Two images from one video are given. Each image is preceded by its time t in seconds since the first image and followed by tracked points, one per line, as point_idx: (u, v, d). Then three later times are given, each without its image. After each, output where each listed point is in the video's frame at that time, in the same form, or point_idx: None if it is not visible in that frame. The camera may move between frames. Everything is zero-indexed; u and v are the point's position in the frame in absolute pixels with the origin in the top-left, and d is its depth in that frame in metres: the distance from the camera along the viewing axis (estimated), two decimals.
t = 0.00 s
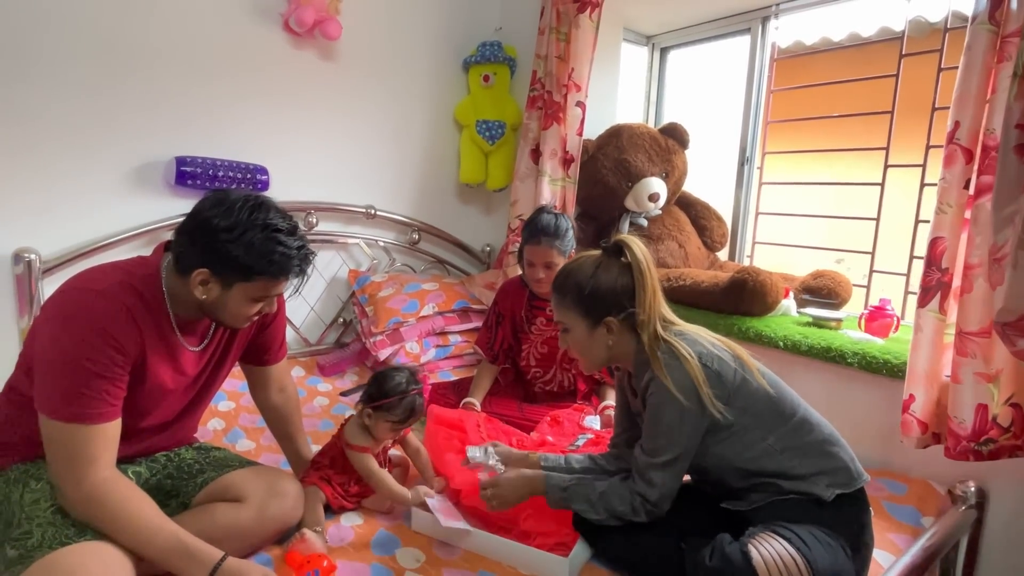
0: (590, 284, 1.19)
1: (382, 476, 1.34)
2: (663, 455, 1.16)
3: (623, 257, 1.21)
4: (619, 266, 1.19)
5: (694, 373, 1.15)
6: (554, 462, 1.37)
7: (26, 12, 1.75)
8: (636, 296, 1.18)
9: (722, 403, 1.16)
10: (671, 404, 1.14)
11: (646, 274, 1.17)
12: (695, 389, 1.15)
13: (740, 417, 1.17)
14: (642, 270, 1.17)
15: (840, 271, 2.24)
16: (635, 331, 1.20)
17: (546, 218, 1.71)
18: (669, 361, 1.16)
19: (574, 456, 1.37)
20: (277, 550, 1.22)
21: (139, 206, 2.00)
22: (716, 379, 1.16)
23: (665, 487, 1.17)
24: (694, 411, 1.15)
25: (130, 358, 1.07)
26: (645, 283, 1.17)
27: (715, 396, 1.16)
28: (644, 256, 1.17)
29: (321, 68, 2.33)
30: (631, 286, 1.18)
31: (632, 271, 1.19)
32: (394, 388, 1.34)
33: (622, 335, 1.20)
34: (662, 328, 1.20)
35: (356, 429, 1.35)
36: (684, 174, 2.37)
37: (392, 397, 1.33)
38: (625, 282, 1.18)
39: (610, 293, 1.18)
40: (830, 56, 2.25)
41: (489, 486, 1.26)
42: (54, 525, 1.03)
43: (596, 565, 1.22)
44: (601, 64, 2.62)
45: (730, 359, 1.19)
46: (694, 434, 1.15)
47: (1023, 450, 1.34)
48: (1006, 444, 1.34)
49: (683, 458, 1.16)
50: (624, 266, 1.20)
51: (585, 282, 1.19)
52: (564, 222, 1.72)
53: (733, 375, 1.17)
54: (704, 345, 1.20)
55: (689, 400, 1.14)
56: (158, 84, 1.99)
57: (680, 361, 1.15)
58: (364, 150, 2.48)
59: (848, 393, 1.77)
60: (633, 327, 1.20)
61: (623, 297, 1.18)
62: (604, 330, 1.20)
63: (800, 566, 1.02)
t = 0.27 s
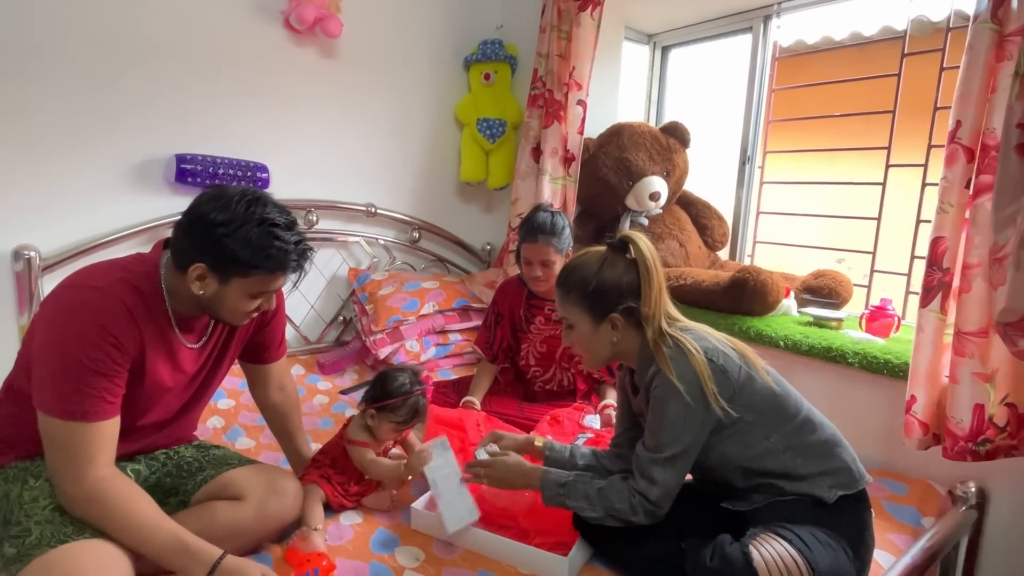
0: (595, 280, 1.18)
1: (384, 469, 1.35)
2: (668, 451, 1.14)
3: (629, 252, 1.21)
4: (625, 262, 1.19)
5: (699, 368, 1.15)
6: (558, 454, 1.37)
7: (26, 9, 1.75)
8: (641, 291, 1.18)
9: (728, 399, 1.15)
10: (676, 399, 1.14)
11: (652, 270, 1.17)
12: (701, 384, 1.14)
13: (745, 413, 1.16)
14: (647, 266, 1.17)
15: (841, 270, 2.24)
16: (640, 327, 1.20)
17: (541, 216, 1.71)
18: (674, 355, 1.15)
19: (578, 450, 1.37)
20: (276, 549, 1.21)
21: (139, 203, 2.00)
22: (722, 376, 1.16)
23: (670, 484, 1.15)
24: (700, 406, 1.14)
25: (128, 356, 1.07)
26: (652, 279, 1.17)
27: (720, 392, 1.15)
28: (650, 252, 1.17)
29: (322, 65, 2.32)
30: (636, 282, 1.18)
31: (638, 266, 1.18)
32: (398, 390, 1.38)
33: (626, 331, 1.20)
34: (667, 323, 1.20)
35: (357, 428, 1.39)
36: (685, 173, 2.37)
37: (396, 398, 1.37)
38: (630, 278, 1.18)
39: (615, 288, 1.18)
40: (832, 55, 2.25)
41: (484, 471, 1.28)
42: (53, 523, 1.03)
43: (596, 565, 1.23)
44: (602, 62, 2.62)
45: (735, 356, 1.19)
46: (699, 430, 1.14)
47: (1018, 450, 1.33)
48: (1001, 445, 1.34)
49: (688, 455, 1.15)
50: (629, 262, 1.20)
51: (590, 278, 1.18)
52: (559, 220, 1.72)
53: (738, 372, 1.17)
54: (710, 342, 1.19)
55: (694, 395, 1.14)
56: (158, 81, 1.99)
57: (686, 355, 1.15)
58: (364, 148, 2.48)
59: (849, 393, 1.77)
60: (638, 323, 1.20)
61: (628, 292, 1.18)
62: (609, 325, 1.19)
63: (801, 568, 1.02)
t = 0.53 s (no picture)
0: (605, 275, 1.17)
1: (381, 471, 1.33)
2: (674, 449, 1.13)
3: (638, 248, 1.20)
4: (634, 257, 1.18)
5: (711, 366, 1.13)
6: (559, 444, 1.38)
7: (24, 5, 1.74)
8: (651, 288, 1.17)
9: (736, 399, 1.14)
10: (682, 397, 1.13)
11: (662, 265, 1.15)
12: (709, 383, 1.13)
13: (753, 413, 1.15)
14: (659, 262, 1.15)
15: (842, 270, 2.23)
16: (650, 323, 1.19)
17: (538, 213, 1.69)
18: (683, 352, 1.15)
19: (580, 442, 1.38)
20: (275, 548, 1.21)
21: (137, 200, 1.99)
22: (731, 376, 1.14)
23: (675, 483, 1.14)
24: (708, 405, 1.13)
25: (125, 353, 1.06)
26: (662, 275, 1.16)
27: (728, 392, 1.14)
28: (660, 246, 1.16)
29: (321, 62, 2.31)
30: (646, 278, 1.17)
31: (648, 262, 1.17)
32: (394, 387, 1.33)
33: (635, 329, 1.19)
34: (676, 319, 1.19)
35: (355, 426, 1.33)
36: (686, 171, 2.36)
37: (392, 395, 1.32)
38: (640, 273, 1.17)
39: (625, 283, 1.17)
40: (834, 53, 2.24)
41: (483, 466, 1.28)
42: (49, 520, 1.03)
43: (595, 565, 1.22)
44: (603, 60, 2.61)
45: (744, 355, 1.17)
46: (706, 429, 1.13)
47: (1017, 450, 1.33)
48: (1001, 444, 1.33)
49: (695, 453, 1.14)
50: (639, 257, 1.18)
51: (599, 273, 1.18)
52: (557, 218, 1.70)
53: (747, 372, 1.16)
54: (721, 341, 1.18)
55: (702, 394, 1.13)
56: (157, 78, 1.98)
57: (696, 353, 1.14)
58: (364, 145, 2.47)
59: (849, 392, 1.76)
60: (647, 319, 1.19)
61: (638, 288, 1.17)
62: (618, 322, 1.19)
63: (801, 568, 1.02)
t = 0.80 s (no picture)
0: (609, 274, 1.16)
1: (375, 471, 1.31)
2: (675, 449, 1.13)
3: (642, 246, 1.18)
4: (639, 256, 1.17)
5: (715, 367, 1.12)
6: (559, 443, 1.37)
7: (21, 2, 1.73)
8: (656, 287, 1.16)
9: (739, 400, 1.13)
10: (685, 398, 1.12)
11: (667, 264, 1.14)
12: (712, 384, 1.12)
13: (757, 415, 1.14)
14: (664, 263, 1.14)
15: (842, 269, 2.23)
16: (653, 323, 1.18)
17: (537, 213, 1.69)
18: (686, 352, 1.14)
19: (580, 439, 1.37)
20: (272, 548, 1.21)
21: (135, 198, 1.98)
22: (735, 377, 1.13)
23: (675, 483, 1.14)
24: (711, 405, 1.12)
25: (120, 352, 1.06)
26: (667, 274, 1.15)
27: (732, 394, 1.13)
28: (665, 245, 1.15)
29: (320, 60, 2.31)
30: (651, 278, 1.16)
31: (653, 261, 1.16)
32: (398, 387, 1.31)
33: (639, 330, 1.19)
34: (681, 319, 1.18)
35: (355, 425, 1.32)
36: (686, 170, 2.36)
37: (396, 395, 1.30)
38: (645, 273, 1.16)
39: (629, 282, 1.16)
40: (834, 52, 2.23)
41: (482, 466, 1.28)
42: (44, 521, 1.02)
43: (595, 565, 1.22)
44: (603, 58, 2.60)
45: (749, 357, 1.16)
46: (708, 429, 1.13)
47: (1020, 451, 1.33)
48: (1004, 446, 1.33)
49: (696, 454, 1.13)
50: (644, 256, 1.17)
51: (603, 272, 1.17)
52: (556, 216, 1.70)
53: (751, 374, 1.14)
54: (726, 342, 1.17)
55: (705, 396, 1.12)
56: (155, 75, 1.97)
57: (700, 353, 1.13)
58: (363, 143, 2.47)
59: (849, 392, 1.76)
60: (651, 319, 1.18)
61: (642, 288, 1.16)
62: (622, 322, 1.18)
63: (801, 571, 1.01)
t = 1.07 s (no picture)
0: (610, 271, 1.16)
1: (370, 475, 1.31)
2: (676, 446, 1.12)
3: (645, 243, 1.18)
4: (641, 253, 1.17)
5: (716, 364, 1.12)
6: (559, 443, 1.36)
7: None
8: (657, 284, 1.16)
9: (741, 398, 1.13)
10: (686, 395, 1.12)
11: (669, 261, 1.14)
12: (714, 381, 1.12)
13: (758, 413, 1.14)
14: (665, 259, 1.14)
15: (843, 268, 2.22)
16: (655, 320, 1.18)
17: (538, 210, 1.68)
18: (687, 349, 1.13)
19: (579, 438, 1.37)
20: (270, 545, 1.21)
21: (135, 196, 1.98)
22: (737, 375, 1.13)
23: (676, 480, 1.13)
24: (712, 403, 1.12)
25: (119, 349, 1.05)
26: (668, 271, 1.14)
27: (733, 391, 1.13)
28: (667, 243, 1.14)
29: (321, 57, 2.30)
30: (652, 275, 1.16)
31: (655, 258, 1.16)
32: (397, 387, 1.31)
33: (640, 326, 1.19)
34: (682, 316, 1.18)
35: (354, 425, 1.32)
36: (686, 168, 2.35)
37: (396, 395, 1.30)
38: (646, 269, 1.16)
39: (630, 279, 1.15)
40: (836, 50, 2.23)
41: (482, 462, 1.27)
42: (42, 518, 1.02)
43: (593, 563, 1.22)
44: (604, 56, 2.59)
45: (751, 354, 1.16)
46: (709, 427, 1.12)
47: None
48: (1007, 445, 1.33)
49: (697, 451, 1.13)
50: (645, 253, 1.17)
51: (605, 268, 1.16)
52: (557, 215, 1.69)
53: (752, 372, 1.14)
54: (728, 340, 1.17)
55: (706, 393, 1.12)
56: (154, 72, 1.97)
57: (701, 350, 1.13)
58: (363, 141, 2.46)
59: (849, 391, 1.75)
60: (653, 316, 1.18)
61: (644, 285, 1.16)
62: (623, 320, 1.18)
63: (802, 570, 1.01)
